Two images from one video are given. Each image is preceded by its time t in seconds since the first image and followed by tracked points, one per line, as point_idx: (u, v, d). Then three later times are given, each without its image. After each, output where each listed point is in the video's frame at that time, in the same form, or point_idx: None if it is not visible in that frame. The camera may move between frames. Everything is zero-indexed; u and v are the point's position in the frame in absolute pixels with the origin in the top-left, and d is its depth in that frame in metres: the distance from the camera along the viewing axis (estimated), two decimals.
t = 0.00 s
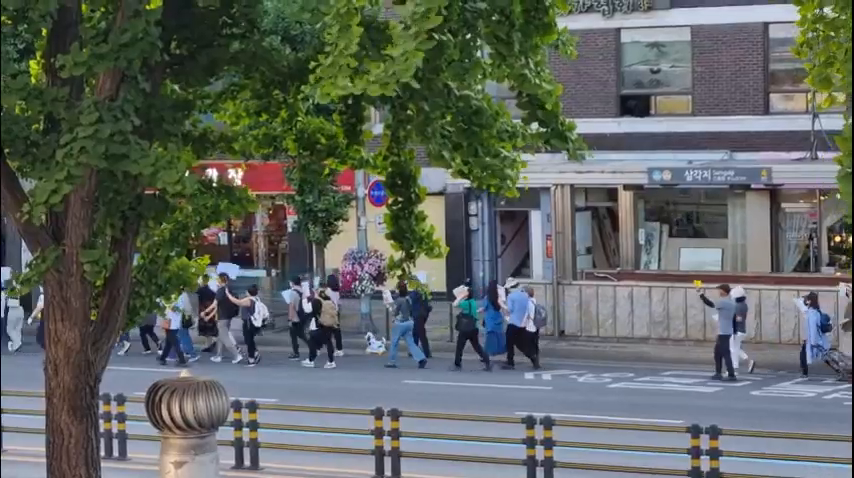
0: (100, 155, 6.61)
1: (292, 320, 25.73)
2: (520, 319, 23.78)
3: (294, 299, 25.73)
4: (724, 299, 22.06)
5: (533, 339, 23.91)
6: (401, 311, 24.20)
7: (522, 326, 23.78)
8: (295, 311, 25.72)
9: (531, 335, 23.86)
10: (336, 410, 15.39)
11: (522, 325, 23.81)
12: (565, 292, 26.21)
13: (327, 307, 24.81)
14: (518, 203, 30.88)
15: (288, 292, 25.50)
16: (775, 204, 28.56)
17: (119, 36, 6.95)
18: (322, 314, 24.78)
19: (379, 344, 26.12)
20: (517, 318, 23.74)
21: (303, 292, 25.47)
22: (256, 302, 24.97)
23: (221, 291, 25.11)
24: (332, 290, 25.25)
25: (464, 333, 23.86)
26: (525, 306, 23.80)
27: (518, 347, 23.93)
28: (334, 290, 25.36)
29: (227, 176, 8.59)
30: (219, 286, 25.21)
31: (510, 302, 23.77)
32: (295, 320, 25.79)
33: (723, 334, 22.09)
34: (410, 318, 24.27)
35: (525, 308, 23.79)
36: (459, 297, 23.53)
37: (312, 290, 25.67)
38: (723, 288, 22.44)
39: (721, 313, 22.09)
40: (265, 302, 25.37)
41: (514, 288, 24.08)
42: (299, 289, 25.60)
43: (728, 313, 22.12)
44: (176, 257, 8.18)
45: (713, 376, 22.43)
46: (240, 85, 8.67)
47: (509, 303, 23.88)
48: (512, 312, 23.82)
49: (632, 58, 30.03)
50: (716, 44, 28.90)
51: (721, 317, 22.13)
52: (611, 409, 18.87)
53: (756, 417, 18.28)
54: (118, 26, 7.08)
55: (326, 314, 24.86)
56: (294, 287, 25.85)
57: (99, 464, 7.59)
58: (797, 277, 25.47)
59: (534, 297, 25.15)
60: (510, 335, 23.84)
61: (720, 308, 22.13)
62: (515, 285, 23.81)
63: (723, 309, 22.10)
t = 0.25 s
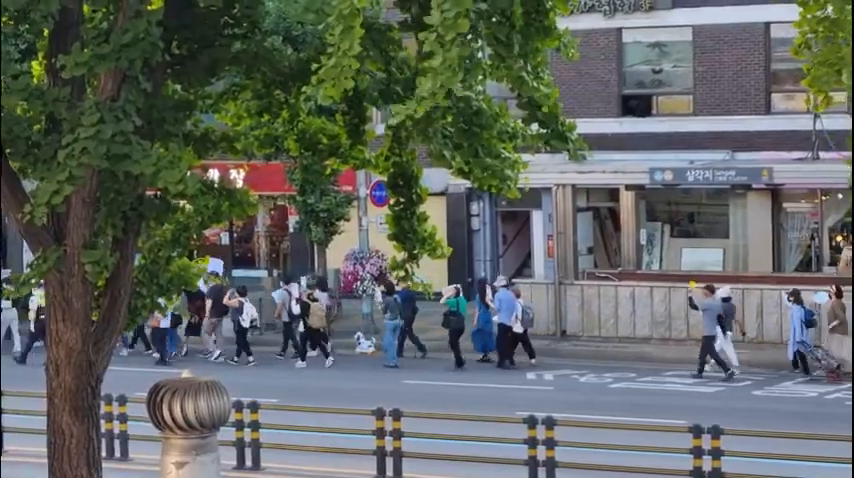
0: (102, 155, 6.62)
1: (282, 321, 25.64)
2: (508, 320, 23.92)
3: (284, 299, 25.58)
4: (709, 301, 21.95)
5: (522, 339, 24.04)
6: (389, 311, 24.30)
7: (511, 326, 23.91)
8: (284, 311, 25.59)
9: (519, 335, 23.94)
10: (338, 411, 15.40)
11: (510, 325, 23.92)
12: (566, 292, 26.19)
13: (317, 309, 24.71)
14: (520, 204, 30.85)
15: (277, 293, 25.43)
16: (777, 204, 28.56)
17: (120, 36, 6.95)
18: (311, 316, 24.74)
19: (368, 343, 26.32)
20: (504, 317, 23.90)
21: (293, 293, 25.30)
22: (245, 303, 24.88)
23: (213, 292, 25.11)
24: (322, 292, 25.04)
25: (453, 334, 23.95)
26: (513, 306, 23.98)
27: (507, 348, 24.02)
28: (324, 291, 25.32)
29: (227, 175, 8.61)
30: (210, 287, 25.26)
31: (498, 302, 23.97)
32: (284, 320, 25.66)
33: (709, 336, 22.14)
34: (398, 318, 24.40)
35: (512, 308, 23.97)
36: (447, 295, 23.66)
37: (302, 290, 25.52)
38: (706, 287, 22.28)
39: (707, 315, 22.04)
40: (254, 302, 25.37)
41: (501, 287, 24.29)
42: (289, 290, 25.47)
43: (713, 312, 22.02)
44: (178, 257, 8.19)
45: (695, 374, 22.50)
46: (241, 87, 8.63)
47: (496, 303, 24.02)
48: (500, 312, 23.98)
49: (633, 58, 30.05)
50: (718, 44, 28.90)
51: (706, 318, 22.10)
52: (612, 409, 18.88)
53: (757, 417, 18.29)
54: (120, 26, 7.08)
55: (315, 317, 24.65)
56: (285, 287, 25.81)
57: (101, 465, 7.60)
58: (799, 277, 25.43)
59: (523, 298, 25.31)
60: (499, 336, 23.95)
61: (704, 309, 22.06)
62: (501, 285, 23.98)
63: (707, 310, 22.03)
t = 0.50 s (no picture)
0: (106, 154, 6.67)
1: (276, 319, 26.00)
2: (498, 317, 23.95)
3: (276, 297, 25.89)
4: (698, 297, 22.24)
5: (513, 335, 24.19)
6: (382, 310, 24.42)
7: (501, 323, 23.96)
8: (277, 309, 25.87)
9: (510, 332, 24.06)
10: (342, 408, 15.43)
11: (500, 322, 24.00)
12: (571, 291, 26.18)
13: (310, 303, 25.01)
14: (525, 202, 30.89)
15: (270, 290, 25.84)
16: (781, 202, 28.60)
17: (124, 35, 6.98)
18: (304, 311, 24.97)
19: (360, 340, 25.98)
20: (495, 315, 23.93)
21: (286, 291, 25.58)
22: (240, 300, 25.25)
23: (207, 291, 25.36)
24: (314, 289, 25.32)
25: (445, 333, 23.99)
26: (503, 303, 23.96)
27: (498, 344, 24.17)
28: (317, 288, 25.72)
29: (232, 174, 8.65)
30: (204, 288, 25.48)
31: (489, 300, 23.94)
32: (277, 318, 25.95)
33: (696, 332, 22.36)
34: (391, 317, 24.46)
35: (503, 305, 23.95)
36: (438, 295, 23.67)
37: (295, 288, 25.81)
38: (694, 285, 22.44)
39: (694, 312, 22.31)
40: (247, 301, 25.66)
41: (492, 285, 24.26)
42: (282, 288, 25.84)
43: (702, 310, 22.28)
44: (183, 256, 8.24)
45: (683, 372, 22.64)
46: (245, 85, 8.68)
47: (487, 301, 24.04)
48: (490, 310, 23.97)
49: (638, 56, 30.08)
50: (722, 42, 28.92)
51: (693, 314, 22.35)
52: (616, 407, 18.92)
53: (761, 414, 18.32)
54: (124, 25, 7.11)
55: (309, 312, 24.91)
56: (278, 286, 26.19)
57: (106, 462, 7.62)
58: (803, 275, 25.47)
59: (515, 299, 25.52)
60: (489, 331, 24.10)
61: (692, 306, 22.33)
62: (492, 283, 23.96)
63: (694, 306, 22.30)
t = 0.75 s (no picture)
0: (106, 155, 6.66)
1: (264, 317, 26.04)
2: (485, 316, 23.94)
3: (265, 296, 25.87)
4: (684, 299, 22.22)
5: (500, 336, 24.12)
6: (370, 309, 24.61)
7: (488, 323, 23.95)
8: (266, 309, 25.82)
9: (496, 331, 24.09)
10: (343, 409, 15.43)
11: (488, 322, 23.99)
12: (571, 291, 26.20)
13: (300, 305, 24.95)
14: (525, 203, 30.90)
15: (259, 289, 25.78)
16: (782, 203, 28.60)
17: (124, 37, 6.99)
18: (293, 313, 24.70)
19: (348, 341, 26.35)
20: (482, 314, 23.91)
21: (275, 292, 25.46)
22: (230, 302, 25.08)
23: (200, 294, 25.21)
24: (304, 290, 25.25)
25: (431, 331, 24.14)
26: (490, 303, 23.97)
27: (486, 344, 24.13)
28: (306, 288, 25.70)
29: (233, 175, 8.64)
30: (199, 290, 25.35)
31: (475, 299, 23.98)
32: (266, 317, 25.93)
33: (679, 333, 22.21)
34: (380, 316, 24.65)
35: (490, 305, 23.97)
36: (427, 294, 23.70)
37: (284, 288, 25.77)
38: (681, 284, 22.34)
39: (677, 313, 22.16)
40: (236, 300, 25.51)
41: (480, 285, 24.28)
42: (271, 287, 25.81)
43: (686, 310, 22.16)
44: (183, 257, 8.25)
45: (667, 371, 22.72)
46: (245, 87, 8.67)
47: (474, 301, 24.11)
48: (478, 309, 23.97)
49: (638, 56, 30.08)
50: (722, 42, 28.92)
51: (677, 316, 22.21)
52: (617, 407, 18.92)
53: (762, 415, 18.32)
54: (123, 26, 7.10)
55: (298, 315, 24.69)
56: (267, 284, 26.21)
57: (106, 465, 7.61)
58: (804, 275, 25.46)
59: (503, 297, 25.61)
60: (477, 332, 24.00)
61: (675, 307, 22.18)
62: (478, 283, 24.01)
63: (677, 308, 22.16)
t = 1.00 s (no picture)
0: (108, 153, 6.64)
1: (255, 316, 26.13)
2: (474, 315, 24.16)
3: (255, 296, 26.04)
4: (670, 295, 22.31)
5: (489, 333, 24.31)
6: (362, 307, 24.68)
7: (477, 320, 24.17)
8: (256, 308, 25.94)
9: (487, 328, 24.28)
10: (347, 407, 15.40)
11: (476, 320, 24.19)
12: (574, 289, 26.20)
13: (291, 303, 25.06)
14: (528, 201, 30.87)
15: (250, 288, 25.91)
16: (785, 200, 28.60)
17: (126, 35, 6.96)
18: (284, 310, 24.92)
19: (338, 339, 26.42)
20: (470, 313, 24.14)
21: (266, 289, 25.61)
22: (220, 298, 25.11)
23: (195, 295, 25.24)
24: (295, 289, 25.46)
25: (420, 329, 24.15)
26: (478, 302, 24.19)
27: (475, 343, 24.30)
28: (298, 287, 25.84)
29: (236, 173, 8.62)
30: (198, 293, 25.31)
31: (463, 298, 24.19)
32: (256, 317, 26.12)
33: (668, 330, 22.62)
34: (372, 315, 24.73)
35: (478, 303, 24.18)
36: (415, 293, 23.84)
37: (276, 286, 25.85)
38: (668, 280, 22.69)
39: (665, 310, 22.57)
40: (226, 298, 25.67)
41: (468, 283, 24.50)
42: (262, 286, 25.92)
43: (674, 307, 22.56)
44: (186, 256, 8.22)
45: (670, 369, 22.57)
46: (249, 84, 8.71)
47: (462, 299, 24.29)
48: (466, 308, 24.20)
49: (641, 54, 30.00)
50: (725, 40, 28.85)
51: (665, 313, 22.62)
52: (621, 405, 18.90)
53: (766, 412, 18.31)
54: (126, 24, 7.09)
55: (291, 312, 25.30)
56: (257, 284, 26.32)
57: (109, 464, 7.59)
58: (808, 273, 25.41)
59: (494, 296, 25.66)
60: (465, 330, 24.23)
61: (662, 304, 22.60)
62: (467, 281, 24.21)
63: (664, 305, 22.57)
